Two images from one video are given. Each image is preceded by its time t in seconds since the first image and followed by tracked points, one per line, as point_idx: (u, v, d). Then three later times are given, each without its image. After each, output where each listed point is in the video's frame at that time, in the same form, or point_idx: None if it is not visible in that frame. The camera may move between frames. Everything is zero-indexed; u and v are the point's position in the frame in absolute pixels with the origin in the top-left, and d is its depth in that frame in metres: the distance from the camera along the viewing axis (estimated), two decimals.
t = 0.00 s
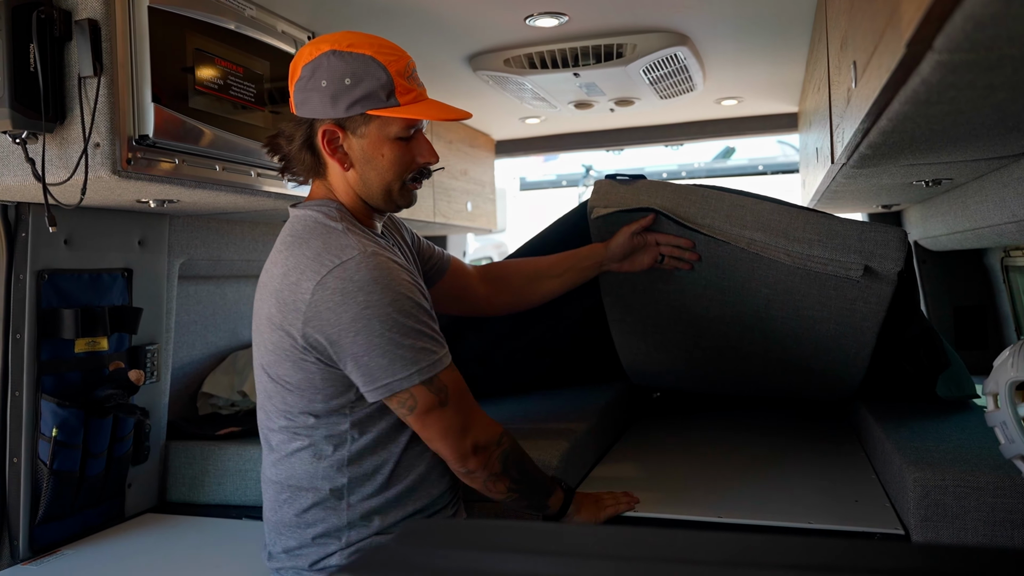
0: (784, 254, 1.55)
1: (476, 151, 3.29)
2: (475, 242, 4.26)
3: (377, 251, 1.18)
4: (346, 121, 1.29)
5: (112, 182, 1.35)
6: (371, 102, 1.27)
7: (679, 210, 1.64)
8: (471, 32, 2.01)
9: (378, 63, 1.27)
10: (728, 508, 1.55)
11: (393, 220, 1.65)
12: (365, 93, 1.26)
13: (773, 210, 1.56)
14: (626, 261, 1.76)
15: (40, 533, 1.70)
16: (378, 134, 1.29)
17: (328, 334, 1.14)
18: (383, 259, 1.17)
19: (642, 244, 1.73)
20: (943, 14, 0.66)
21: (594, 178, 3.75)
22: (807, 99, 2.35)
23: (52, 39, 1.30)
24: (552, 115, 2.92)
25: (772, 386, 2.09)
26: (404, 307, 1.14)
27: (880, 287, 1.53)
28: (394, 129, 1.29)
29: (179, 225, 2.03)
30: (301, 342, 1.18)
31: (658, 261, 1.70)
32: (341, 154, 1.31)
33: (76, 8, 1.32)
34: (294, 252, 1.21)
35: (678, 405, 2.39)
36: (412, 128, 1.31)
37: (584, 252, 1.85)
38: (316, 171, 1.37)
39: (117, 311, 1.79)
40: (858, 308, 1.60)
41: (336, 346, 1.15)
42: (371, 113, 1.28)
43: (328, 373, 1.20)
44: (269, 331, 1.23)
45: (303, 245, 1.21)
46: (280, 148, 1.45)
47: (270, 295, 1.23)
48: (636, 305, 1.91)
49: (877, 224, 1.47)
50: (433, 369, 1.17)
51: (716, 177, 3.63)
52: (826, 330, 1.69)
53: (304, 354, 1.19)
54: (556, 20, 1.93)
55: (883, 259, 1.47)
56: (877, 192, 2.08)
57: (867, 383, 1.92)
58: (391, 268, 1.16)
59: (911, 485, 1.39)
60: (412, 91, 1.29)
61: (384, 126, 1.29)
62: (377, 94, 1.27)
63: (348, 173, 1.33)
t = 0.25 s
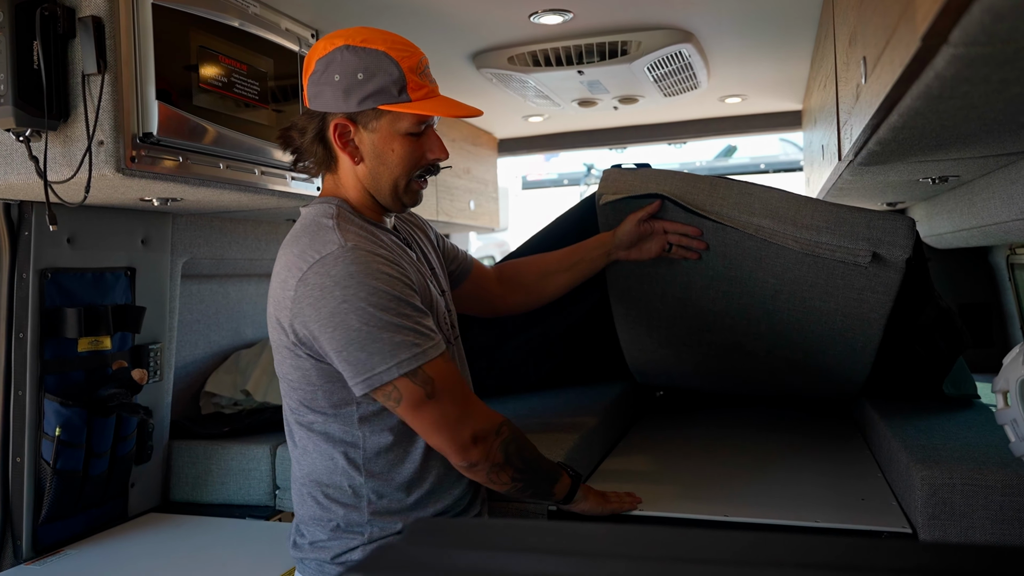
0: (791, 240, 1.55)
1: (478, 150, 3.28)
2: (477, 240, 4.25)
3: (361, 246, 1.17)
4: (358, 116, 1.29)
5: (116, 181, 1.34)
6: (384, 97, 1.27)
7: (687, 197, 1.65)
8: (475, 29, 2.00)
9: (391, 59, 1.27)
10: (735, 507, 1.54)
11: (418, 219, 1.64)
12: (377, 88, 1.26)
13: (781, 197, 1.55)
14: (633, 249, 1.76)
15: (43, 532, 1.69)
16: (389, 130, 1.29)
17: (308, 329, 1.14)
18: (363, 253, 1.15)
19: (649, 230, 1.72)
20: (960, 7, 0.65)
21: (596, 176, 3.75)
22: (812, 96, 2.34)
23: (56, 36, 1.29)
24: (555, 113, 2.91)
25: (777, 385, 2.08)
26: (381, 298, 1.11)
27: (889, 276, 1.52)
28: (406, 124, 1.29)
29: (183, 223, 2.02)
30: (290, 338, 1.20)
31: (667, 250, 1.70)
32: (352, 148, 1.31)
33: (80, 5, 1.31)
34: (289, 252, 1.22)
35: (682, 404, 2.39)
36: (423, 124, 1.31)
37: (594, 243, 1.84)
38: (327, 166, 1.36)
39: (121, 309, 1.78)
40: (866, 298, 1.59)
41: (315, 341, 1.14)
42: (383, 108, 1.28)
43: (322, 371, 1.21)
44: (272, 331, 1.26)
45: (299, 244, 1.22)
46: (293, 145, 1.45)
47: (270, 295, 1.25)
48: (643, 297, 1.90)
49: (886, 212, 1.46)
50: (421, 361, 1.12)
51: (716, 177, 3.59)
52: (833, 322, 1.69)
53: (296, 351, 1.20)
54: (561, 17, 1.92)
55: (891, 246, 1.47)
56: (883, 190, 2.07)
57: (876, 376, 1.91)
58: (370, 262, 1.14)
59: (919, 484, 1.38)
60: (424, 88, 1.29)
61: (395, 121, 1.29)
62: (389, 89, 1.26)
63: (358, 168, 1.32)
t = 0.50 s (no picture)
0: (784, 236, 1.54)
1: (466, 145, 3.26)
2: (464, 237, 4.23)
3: (300, 245, 1.17)
4: (337, 110, 1.38)
5: (102, 175, 1.32)
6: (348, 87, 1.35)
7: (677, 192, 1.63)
8: (465, 23, 1.99)
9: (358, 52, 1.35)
10: (727, 502, 1.54)
11: (426, 226, 1.64)
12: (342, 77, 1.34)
13: (773, 191, 1.55)
14: (625, 244, 1.74)
15: (27, 533, 1.66)
16: (357, 118, 1.35)
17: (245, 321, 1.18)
18: (294, 253, 1.15)
19: (640, 225, 1.72)
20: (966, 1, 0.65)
21: (583, 172, 3.74)
22: (800, 92, 2.34)
23: (40, 27, 1.27)
24: (543, 109, 2.90)
25: (765, 380, 2.09)
26: (285, 300, 1.11)
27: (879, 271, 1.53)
28: (366, 114, 1.34)
29: (168, 219, 1.99)
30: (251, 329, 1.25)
31: (657, 245, 1.70)
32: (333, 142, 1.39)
33: None
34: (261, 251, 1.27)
35: (670, 399, 2.39)
36: (392, 113, 1.34)
37: (586, 242, 1.82)
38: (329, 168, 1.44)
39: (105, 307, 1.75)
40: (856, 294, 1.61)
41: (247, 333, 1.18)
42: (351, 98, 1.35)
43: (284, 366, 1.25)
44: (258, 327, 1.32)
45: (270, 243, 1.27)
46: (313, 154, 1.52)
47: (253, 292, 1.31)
48: (631, 296, 1.90)
49: (875, 206, 1.47)
50: (318, 380, 1.07)
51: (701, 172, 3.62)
52: (822, 316, 1.69)
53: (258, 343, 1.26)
54: (551, 12, 1.90)
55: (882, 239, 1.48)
56: (872, 186, 2.08)
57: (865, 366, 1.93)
58: (296, 262, 1.14)
59: (909, 478, 1.39)
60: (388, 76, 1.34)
61: (360, 109, 1.34)
62: (351, 78, 1.34)
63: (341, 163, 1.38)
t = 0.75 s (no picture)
0: (779, 230, 1.54)
1: (455, 143, 3.24)
2: (452, 235, 4.21)
3: (269, 234, 1.22)
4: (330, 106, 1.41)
5: (93, 173, 1.29)
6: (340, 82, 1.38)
7: (673, 186, 1.62)
8: (458, 20, 1.97)
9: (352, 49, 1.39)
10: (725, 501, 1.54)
11: (423, 227, 1.62)
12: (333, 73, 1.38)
13: (767, 185, 1.55)
14: (621, 241, 1.73)
15: (15, 540, 1.62)
16: (345, 113, 1.38)
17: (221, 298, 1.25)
18: (260, 242, 1.20)
19: (635, 221, 1.71)
20: None
21: (571, 170, 3.74)
22: (792, 90, 2.34)
23: (28, 21, 1.23)
24: (534, 107, 2.89)
25: (758, 378, 2.09)
26: (236, 284, 1.17)
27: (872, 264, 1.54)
28: (355, 108, 1.37)
29: (156, 218, 1.96)
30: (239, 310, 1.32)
31: (652, 241, 1.69)
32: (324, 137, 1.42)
33: None
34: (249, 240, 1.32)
35: (663, 398, 2.39)
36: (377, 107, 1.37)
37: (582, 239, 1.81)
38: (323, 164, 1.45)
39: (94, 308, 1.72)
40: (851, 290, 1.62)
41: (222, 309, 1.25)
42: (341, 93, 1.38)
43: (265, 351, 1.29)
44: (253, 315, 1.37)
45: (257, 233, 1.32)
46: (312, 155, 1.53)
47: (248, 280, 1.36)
48: (624, 293, 1.89)
49: (869, 199, 1.48)
50: (233, 364, 1.14)
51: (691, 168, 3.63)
52: (815, 312, 1.70)
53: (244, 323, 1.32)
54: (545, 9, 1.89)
55: (876, 234, 1.49)
56: (865, 184, 2.09)
57: (855, 358, 1.94)
58: (258, 250, 1.19)
59: (906, 476, 1.39)
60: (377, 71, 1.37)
61: (349, 104, 1.38)
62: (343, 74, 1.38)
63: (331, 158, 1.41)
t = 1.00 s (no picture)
0: (779, 232, 1.54)
1: (447, 145, 3.23)
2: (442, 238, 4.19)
3: (257, 240, 1.19)
4: (355, 119, 1.34)
5: (87, 175, 1.26)
6: (379, 104, 1.32)
7: (673, 188, 1.61)
8: (455, 21, 1.95)
9: (394, 70, 1.34)
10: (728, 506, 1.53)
11: (415, 228, 1.59)
12: (376, 95, 1.32)
13: (767, 187, 1.54)
14: (620, 243, 1.71)
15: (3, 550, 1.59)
16: (382, 135, 1.34)
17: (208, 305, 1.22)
18: (249, 248, 1.17)
19: (635, 222, 1.70)
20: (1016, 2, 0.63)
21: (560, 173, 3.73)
22: (787, 93, 2.35)
23: (21, 19, 1.20)
24: (527, 109, 2.88)
25: (754, 381, 2.08)
26: (224, 293, 1.14)
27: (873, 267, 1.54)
28: (398, 134, 1.33)
29: (148, 221, 1.92)
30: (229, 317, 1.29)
31: (651, 243, 1.68)
32: (344, 148, 1.34)
33: None
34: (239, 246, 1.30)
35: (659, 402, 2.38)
36: (417, 137, 1.36)
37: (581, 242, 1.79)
38: (316, 166, 1.38)
39: (85, 312, 1.69)
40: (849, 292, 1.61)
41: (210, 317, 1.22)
42: (381, 114, 1.33)
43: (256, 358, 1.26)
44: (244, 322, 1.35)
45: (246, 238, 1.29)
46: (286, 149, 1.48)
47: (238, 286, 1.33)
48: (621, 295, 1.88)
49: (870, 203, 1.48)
50: (217, 372, 1.12)
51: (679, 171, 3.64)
52: (814, 315, 1.69)
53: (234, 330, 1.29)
54: (544, 11, 1.88)
55: (877, 237, 1.49)
56: (861, 188, 2.09)
57: (851, 364, 1.93)
58: (246, 256, 1.16)
59: (909, 480, 1.38)
60: (420, 102, 1.35)
61: (389, 128, 1.33)
62: (387, 97, 1.32)
63: (346, 172, 1.35)
